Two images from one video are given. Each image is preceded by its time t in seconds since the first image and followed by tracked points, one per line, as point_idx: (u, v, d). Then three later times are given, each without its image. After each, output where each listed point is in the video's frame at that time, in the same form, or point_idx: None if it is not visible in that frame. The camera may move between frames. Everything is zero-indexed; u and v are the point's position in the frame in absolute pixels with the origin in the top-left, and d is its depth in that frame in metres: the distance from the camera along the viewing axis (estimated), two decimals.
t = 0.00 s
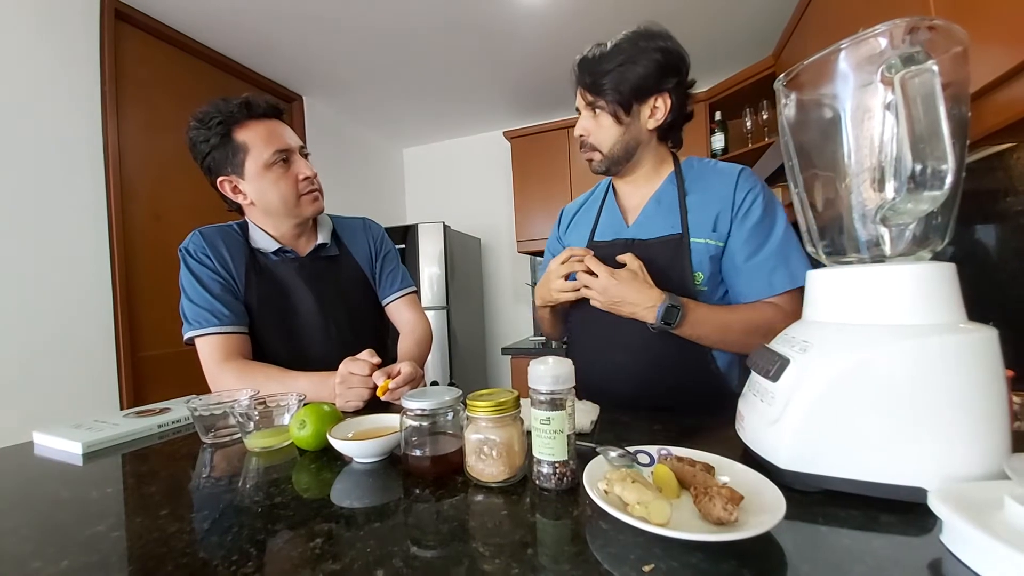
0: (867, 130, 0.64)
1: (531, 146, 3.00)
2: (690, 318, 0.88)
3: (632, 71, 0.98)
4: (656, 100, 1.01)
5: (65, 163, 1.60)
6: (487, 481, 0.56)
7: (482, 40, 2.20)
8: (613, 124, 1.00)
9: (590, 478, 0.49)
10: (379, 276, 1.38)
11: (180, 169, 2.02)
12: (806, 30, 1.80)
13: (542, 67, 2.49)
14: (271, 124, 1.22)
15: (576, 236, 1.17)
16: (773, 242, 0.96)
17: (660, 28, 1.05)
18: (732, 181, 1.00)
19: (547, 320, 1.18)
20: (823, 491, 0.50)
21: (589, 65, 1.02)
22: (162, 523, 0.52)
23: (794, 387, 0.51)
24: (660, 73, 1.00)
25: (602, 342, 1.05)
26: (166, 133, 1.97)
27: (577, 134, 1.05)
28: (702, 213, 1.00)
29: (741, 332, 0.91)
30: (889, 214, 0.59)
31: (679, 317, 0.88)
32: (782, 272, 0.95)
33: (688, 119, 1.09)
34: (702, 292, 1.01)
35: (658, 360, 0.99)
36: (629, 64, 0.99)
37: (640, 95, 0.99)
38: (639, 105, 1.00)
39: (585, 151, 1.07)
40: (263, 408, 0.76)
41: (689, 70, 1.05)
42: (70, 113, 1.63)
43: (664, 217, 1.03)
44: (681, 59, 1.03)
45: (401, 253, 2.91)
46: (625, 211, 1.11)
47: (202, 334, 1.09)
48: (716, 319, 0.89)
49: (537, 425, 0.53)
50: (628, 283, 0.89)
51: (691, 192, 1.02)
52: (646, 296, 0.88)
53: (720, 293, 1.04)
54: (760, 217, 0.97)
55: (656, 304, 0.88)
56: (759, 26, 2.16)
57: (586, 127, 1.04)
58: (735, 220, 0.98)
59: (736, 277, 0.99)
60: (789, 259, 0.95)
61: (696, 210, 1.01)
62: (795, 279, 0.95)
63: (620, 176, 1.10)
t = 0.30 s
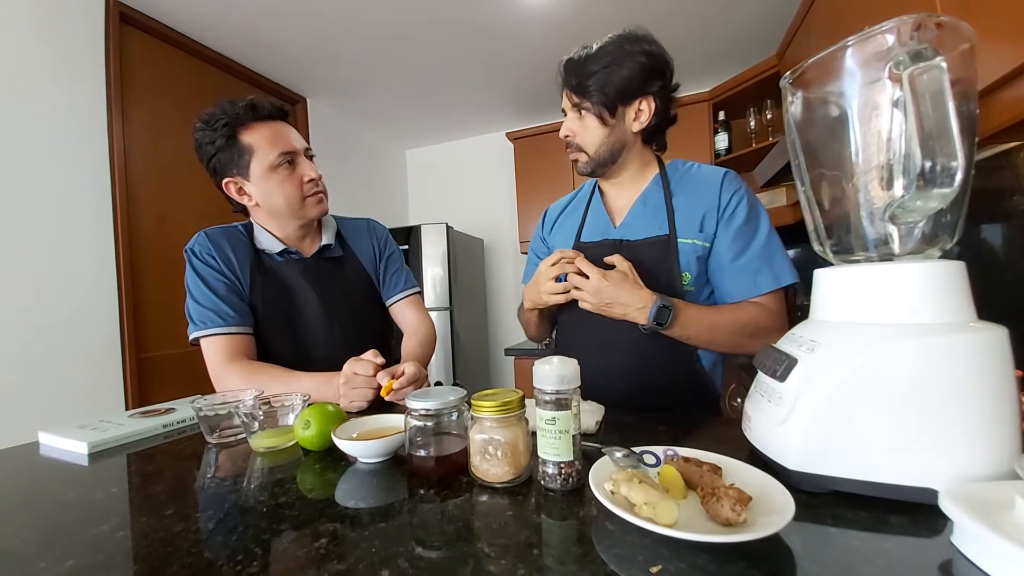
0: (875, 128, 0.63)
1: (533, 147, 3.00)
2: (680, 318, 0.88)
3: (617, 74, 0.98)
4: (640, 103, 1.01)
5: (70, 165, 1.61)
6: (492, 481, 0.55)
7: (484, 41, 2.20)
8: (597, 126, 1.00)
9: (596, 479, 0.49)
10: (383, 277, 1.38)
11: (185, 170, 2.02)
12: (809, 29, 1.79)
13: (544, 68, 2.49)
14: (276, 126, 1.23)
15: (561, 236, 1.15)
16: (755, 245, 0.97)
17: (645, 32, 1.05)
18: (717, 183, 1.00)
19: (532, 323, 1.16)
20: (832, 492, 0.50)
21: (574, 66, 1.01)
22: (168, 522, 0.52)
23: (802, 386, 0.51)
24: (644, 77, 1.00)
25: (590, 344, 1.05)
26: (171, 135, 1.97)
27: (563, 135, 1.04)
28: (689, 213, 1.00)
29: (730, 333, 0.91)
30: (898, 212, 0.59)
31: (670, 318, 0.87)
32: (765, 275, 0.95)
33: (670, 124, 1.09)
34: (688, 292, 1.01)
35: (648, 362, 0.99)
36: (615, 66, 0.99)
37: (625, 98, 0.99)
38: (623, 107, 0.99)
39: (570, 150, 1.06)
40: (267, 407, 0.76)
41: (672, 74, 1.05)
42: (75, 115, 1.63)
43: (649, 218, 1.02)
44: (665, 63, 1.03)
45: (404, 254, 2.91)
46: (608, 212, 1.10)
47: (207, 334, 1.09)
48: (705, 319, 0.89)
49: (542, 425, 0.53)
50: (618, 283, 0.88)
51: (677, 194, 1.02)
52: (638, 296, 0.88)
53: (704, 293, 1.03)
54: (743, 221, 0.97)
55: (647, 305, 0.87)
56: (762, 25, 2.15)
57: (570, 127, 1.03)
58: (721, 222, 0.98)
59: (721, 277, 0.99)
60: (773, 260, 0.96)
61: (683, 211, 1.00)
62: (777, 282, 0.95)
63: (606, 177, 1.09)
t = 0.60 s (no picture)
0: (888, 124, 0.63)
1: (538, 146, 3.00)
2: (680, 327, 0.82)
3: (613, 78, 0.97)
4: (634, 109, 1.00)
5: (77, 162, 1.61)
6: (499, 480, 0.55)
7: (490, 39, 2.19)
8: (591, 130, 0.99)
9: (605, 478, 0.49)
10: (388, 276, 1.37)
11: (192, 168, 2.03)
12: (817, 27, 1.77)
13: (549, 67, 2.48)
14: (283, 124, 1.23)
15: (554, 240, 1.15)
16: (748, 254, 0.96)
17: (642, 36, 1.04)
18: (711, 189, 0.99)
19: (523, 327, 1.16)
20: (843, 493, 0.49)
21: (570, 69, 1.01)
22: (175, 518, 0.52)
23: (813, 386, 0.50)
24: (640, 82, 0.99)
25: (584, 344, 1.04)
26: (177, 133, 1.98)
27: (557, 136, 1.03)
28: (684, 220, 0.99)
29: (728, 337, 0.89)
30: (913, 210, 0.58)
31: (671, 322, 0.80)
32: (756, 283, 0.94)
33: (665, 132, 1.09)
34: (682, 297, 1.01)
35: (641, 365, 0.98)
36: (611, 70, 0.98)
37: (619, 103, 0.99)
38: (617, 112, 0.99)
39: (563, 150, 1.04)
40: (274, 405, 0.76)
41: (667, 81, 1.05)
42: (82, 113, 1.64)
43: (644, 224, 1.02)
44: (660, 69, 1.02)
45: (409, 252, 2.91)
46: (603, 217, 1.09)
47: (214, 331, 1.09)
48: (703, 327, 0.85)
49: (550, 424, 0.52)
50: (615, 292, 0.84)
51: (671, 200, 1.01)
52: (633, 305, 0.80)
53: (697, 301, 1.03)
54: (735, 229, 0.96)
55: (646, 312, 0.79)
56: (768, 23, 2.13)
57: (564, 128, 1.02)
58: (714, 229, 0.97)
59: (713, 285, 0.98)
60: (764, 268, 0.95)
61: (678, 217, 1.00)
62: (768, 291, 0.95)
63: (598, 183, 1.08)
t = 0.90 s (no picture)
0: (899, 121, 0.63)
1: (540, 145, 2.99)
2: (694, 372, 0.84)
3: (617, 72, 0.96)
4: (641, 103, 0.99)
5: (80, 162, 1.61)
6: (504, 478, 0.55)
7: (492, 38, 2.19)
8: (596, 126, 0.98)
9: (612, 477, 0.48)
10: (391, 274, 1.37)
11: (195, 166, 2.03)
12: (821, 25, 1.76)
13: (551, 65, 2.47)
14: (286, 122, 1.23)
15: (564, 237, 1.15)
16: (767, 240, 0.95)
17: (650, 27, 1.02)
18: (724, 179, 0.99)
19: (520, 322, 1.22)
20: (853, 492, 0.49)
21: (578, 61, 0.99)
22: (181, 516, 0.52)
23: (822, 384, 0.50)
24: (647, 75, 0.97)
25: (589, 341, 1.03)
26: (180, 132, 1.98)
27: (562, 133, 1.03)
28: (696, 210, 0.99)
29: (747, 360, 0.87)
30: (924, 206, 0.57)
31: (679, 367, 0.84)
32: (777, 271, 0.93)
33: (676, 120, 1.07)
34: (697, 291, 1.00)
35: (648, 359, 0.97)
36: (615, 65, 0.96)
37: (625, 98, 0.97)
38: (623, 107, 0.98)
39: (569, 149, 1.05)
40: (278, 403, 0.76)
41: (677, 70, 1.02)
42: (85, 112, 1.64)
43: (656, 215, 1.02)
44: (669, 60, 1.00)
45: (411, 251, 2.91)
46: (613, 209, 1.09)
47: (218, 330, 1.09)
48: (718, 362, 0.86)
49: (556, 422, 0.52)
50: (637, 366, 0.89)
51: (682, 190, 1.01)
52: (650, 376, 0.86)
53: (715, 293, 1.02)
54: (752, 217, 0.96)
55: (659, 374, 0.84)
56: (771, 21, 2.12)
57: (569, 125, 1.01)
58: (729, 218, 0.97)
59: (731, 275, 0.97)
60: (787, 254, 0.94)
61: (690, 208, 1.00)
62: (791, 277, 0.93)
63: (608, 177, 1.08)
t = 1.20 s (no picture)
0: (902, 116, 0.63)
1: (539, 142, 2.99)
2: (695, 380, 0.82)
3: (627, 59, 0.94)
4: (656, 88, 0.98)
5: (77, 159, 1.60)
6: (506, 474, 0.55)
7: (491, 35, 2.18)
8: (608, 117, 0.99)
9: (615, 473, 0.48)
10: (391, 272, 1.38)
11: (193, 164, 2.02)
12: (821, 22, 1.76)
13: (550, 62, 2.47)
14: (283, 119, 1.22)
15: (580, 232, 1.16)
16: (797, 238, 0.93)
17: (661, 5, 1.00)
18: (752, 172, 0.97)
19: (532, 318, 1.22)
20: (855, 487, 0.49)
21: (584, 52, 0.98)
22: (182, 513, 0.52)
23: (823, 380, 0.50)
24: (659, 58, 0.96)
25: (599, 334, 1.03)
26: (178, 129, 1.97)
27: (574, 128, 1.04)
28: (719, 202, 0.98)
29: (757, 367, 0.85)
30: (927, 202, 0.58)
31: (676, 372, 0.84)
32: (805, 271, 0.91)
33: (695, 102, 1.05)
34: (715, 290, 0.99)
35: (657, 354, 0.97)
36: (623, 51, 0.95)
37: (638, 84, 0.96)
38: (636, 95, 0.97)
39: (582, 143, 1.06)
40: (279, 400, 0.76)
41: (693, 45, 1.00)
42: (82, 109, 1.63)
43: (672, 208, 1.01)
44: (685, 38, 0.98)
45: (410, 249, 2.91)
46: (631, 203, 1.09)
47: (217, 327, 1.09)
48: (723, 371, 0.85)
49: (558, 418, 0.52)
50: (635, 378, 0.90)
51: (703, 182, 1.00)
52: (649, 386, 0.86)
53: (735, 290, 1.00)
54: (781, 212, 0.94)
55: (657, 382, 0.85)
56: (770, 19, 2.12)
57: (581, 119, 1.02)
58: (755, 213, 0.96)
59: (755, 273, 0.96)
60: (818, 254, 0.92)
61: (711, 201, 0.98)
62: (821, 278, 0.91)
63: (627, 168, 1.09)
